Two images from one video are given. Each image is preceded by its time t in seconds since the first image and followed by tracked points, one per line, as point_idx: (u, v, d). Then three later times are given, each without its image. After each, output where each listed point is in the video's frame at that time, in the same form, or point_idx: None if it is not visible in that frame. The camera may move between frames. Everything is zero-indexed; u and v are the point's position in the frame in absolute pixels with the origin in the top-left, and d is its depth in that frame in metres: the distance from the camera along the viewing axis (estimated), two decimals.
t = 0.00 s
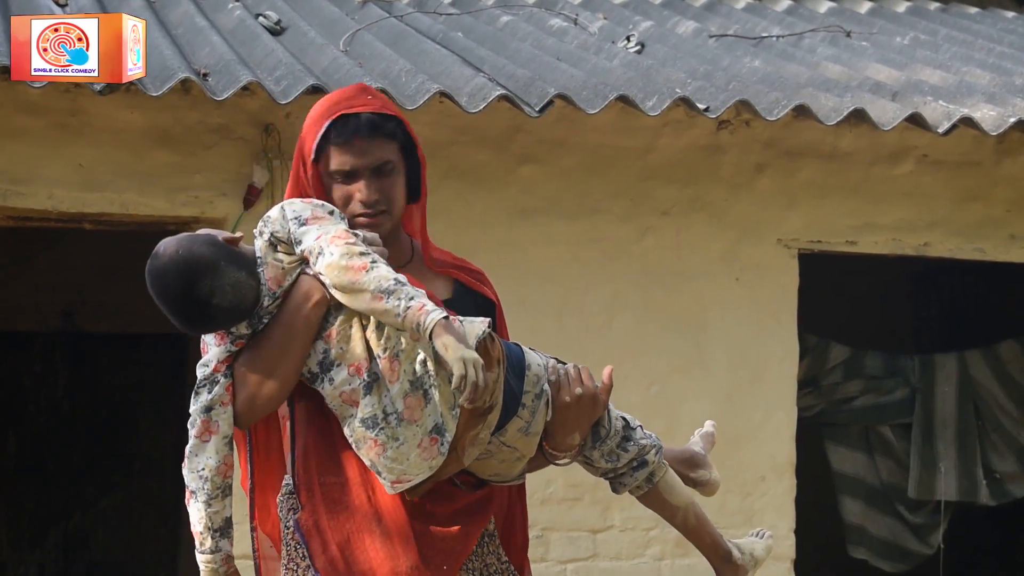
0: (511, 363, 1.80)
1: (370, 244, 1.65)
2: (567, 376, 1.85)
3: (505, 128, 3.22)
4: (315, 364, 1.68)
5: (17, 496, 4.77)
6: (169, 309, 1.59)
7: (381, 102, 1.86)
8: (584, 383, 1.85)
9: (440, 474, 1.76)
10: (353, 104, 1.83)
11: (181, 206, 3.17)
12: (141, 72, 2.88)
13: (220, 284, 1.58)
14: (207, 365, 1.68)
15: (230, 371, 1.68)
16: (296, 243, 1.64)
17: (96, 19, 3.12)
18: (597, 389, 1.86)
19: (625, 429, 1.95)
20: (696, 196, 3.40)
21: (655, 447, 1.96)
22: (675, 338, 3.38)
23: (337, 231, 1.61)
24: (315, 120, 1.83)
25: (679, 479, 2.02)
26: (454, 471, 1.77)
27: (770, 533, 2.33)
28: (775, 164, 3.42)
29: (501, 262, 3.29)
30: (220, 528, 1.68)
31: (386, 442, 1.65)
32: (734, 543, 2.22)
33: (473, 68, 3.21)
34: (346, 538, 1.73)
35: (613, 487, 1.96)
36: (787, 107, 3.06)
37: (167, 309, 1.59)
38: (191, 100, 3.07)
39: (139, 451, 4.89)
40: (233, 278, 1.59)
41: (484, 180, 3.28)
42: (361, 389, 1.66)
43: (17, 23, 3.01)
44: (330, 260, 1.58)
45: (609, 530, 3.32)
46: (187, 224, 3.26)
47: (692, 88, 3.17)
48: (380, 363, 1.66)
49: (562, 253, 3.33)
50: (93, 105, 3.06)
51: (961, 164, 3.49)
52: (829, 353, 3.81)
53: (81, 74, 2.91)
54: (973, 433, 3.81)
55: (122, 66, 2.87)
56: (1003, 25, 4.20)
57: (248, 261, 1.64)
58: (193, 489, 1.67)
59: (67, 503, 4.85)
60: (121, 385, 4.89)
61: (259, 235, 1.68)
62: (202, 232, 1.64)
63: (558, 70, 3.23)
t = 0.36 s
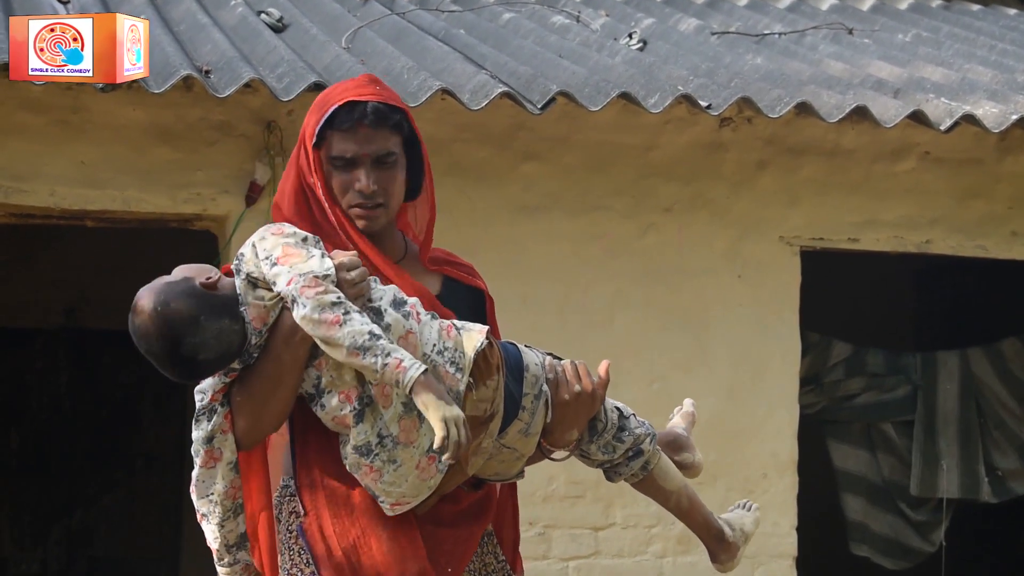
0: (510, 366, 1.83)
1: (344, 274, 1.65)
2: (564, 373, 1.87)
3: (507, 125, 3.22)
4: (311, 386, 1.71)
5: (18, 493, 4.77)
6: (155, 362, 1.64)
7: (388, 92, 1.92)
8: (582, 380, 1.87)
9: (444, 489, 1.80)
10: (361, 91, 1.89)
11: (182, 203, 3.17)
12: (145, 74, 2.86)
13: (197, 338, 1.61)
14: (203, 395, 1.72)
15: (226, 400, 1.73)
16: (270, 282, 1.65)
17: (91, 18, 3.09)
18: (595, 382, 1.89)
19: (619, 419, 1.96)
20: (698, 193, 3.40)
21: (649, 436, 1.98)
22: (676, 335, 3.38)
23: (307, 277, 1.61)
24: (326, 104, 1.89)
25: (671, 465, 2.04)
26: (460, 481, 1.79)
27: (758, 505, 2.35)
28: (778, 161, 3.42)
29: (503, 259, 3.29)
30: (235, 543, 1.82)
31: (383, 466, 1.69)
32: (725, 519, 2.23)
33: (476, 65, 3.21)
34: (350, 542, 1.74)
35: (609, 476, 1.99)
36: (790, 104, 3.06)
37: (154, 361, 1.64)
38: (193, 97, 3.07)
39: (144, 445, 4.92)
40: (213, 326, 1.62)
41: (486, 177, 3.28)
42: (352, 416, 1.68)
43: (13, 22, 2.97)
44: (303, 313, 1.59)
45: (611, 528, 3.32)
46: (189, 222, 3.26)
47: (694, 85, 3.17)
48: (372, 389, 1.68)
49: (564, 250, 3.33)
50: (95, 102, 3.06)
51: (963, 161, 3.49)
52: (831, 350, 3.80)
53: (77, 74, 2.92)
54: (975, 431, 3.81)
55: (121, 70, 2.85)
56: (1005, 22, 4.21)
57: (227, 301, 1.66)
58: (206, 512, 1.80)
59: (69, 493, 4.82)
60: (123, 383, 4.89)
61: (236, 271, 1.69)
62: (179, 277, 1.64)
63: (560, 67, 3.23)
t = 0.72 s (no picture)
0: (498, 365, 1.82)
1: (333, 280, 1.65)
2: (555, 366, 1.87)
3: (511, 125, 3.22)
4: (296, 383, 1.71)
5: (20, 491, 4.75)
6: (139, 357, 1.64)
7: (338, 64, 1.94)
8: (573, 371, 1.87)
9: (431, 493, 1.78)
10: (309, 66, 1.92)
11: (185, 203, 3.17)
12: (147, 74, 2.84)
13: (188, 338, 1.61)
14: (183, 391, 1.73)
15: (207, 396, 1.73)
16: (259, 280, 1.65)
17: (85, 18, 3.07)
18: (585, 370, 1.88)
19: (609, 401, 1.96)
20: (701, 193, 3.40)
21: (640, 417, 1.98)
22: (679, 335, 3.38)
23: (297, 277, 1.61)
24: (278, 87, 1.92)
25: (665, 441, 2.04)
26: (445, 490, 1.79)
27: (747, 465, 2.39)
28: (781, 161, 3.42)
29: (506, 259, 3.29)
30: (204, 549, 1.84)
31: (366, 471, 1.70)
32: (716, 486, 2.25)
33: (479, 65, 3.21)
34: (341, 543, 1.74)
35: (600, 457, 1.99)
36: (793, 104, 3.06)
37: (139, 357, 1.64)
38: (196, 97, 3.07)
39: (147, 443, 4.93)
40: (206, 327, 1.63)
41: (490, 177, 3.28)
42: (337, 418, 1.69)
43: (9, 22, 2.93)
44: (291, 314, 1.59)
45: (614, 527, 3.32)
46: (192, 221, 3.27)
47: (698, 85, 3.17)
48: (358, 392, 1.68)
49: (567, 250, 3.33)
50: (97, 101, 3.06)
51: (967, 161, 3.49)
52: (834, 351, 3.84)
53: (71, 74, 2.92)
54: (978, 432, 3.81)
55: (118, 70, 2.86)
56: (1009, 22, 4.21)
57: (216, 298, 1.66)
58: (177, 512, 1.81)
59: (72, 495, 4.83)
60: (130, 379, 4.91)
61: (223, 267, 1.67)
62: (165, 274, 1.64)
63: (563, 67, 3.23)
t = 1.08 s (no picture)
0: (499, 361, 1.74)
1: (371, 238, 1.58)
2: (555, 368, 1.81)
3: (517, 124, 3.22)
4: (293, 356, 1.64)
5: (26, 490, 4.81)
6: (154, 282, 1.51)
7: (316, 60, 1.88)
8: (574, 375, 1.81)
9: (426, 482, 1.75)
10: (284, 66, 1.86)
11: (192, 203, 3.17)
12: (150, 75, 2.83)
13: (216, 267, 1.52)
14: (176, 342, 1.61)
15: (201, 350, 1.62)
16: (294, 228, 1.57)
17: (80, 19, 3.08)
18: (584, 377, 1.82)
19: (610, 414, 1.93)
20: (706, 192, 3.40)
21: (640, 432, 1.95)
22: (685, 334, 3.38)
23: (341, 224, 1.54)
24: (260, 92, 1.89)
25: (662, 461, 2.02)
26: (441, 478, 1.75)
27: (747, 503, 2.41)
28: (787, 160, 3.42)
29: (512, 258, 3.29)
30: (161, 517, 1.62)
31: (366, 449, 1.61)
32: (716, 520, 2.28)
33: (485, 64, 3.21)
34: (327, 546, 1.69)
35: (598, 472, 1.95)
36: (799, 103, 3.06)
37: (152, 282, 1.52)
38: (203, 97, 3.07)
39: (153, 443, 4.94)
40: (231, 261, 1.54)
41: (496, 176, 3.28)
42: (342, 390, 1.61)
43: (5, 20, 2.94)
44: (335, 254, 1.50)
45: (621, 526, 3.32)
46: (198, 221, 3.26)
47: (704, 84, 3.17)
48: (368, 364, 1.61)
49: (574, 249, 3.32)
50: (103, 101, 3.05)
51: (973, 159, 3.49)
52: (841, 348, 3.81)
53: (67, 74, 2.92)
54: (985, 430, 3.81)
55: (113, 70, 2.86)
56: (1014, 20, 4.21)
57: (241, 239, 1.58)
58: (143, 470, 1.61)
59: (78, 496, 4.87)
60: (133, 383, 4.88)
61: (254, 215, 1.60)
62: (194, 207, 1.56)
63: (569, 67, 3.23)
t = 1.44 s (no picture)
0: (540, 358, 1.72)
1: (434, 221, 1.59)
2: (592, 372, 1.78)
3: (522, 120, 3.22)
4: (330, 338, 1.63)
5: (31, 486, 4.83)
6: (214, 236, 1.47)
7: (349, 61, 1.85)
8: (610, 380, 1.79)
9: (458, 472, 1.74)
10: (318, 71, 1.85)
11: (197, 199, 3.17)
12: (154, 74, 2.82)
13: (280, 227, 1.48)
14: (218, 307, 1.59)
15: (244, 316, 1.59)
16: (358, 201, 1.57)
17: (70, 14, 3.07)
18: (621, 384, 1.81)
19: (646, 428, 1.96)
20: (711, 188, 3.40)
21: (674, 447, 1.98)
22: (690, 330, 3.38)
23: (412, 200, 1.53)
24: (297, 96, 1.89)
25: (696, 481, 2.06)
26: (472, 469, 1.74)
27: (779, 537, 2.43)
28: (791, 156, 3.42)
29: (516, 255, 3.29)
30: (194, 480, 1.58)
31: (407, 431, 1.60)
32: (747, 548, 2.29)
33: (489, 60, 3.21)
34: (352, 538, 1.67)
35: (630, 486, 1.99)
36: (804, 99, 3.06)
37: (211, 236, 1.47)
38: (208, 93, 3.07)
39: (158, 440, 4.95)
40: (294, 225, 1.51)
41: (501, 172, 3.28)
42: (386, 370, 1.60)
43: None
44: (407, 227, 1.48)
45: (626, 523, 3.32)
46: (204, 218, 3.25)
47: (708, 80, 3.17)
48: (415, 347, 1.62)
49: (578, 246, 3.32)
50: (108, 98, 3.05)
51: (977, 155, 3.50)
52: (846, 344, 3.83)
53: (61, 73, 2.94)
54: (989, 427, 3.81)
55: (107, 70, 2.89)
56: (1019, 17, 4.20)
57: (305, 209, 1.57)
58: (177, 433, 1.57)
59: (83, 495, 4.92)
60: (134, 380, 4.94)
61: (320, 185, 1.60)
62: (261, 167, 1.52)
63: (573, 63, 3.23)
